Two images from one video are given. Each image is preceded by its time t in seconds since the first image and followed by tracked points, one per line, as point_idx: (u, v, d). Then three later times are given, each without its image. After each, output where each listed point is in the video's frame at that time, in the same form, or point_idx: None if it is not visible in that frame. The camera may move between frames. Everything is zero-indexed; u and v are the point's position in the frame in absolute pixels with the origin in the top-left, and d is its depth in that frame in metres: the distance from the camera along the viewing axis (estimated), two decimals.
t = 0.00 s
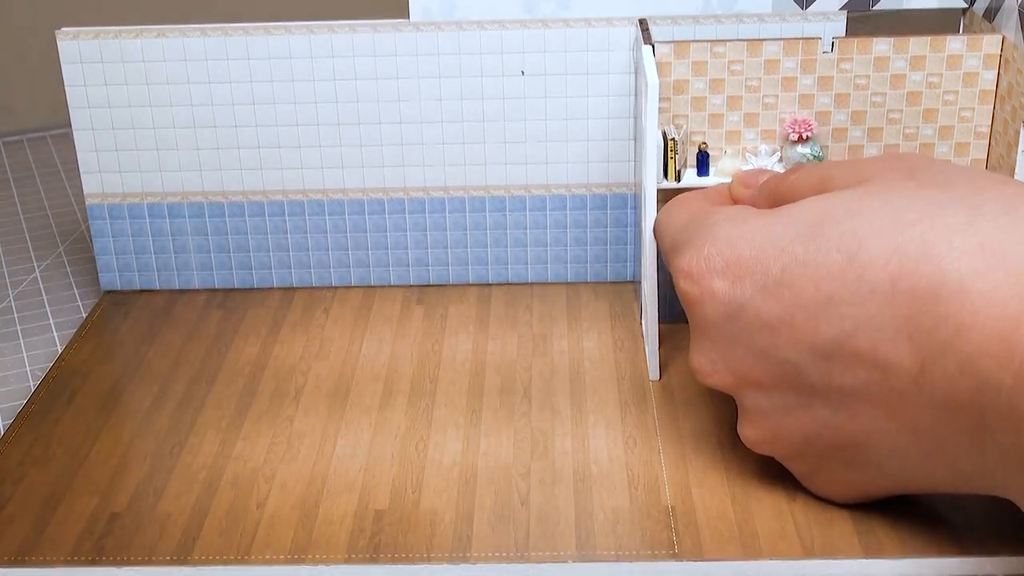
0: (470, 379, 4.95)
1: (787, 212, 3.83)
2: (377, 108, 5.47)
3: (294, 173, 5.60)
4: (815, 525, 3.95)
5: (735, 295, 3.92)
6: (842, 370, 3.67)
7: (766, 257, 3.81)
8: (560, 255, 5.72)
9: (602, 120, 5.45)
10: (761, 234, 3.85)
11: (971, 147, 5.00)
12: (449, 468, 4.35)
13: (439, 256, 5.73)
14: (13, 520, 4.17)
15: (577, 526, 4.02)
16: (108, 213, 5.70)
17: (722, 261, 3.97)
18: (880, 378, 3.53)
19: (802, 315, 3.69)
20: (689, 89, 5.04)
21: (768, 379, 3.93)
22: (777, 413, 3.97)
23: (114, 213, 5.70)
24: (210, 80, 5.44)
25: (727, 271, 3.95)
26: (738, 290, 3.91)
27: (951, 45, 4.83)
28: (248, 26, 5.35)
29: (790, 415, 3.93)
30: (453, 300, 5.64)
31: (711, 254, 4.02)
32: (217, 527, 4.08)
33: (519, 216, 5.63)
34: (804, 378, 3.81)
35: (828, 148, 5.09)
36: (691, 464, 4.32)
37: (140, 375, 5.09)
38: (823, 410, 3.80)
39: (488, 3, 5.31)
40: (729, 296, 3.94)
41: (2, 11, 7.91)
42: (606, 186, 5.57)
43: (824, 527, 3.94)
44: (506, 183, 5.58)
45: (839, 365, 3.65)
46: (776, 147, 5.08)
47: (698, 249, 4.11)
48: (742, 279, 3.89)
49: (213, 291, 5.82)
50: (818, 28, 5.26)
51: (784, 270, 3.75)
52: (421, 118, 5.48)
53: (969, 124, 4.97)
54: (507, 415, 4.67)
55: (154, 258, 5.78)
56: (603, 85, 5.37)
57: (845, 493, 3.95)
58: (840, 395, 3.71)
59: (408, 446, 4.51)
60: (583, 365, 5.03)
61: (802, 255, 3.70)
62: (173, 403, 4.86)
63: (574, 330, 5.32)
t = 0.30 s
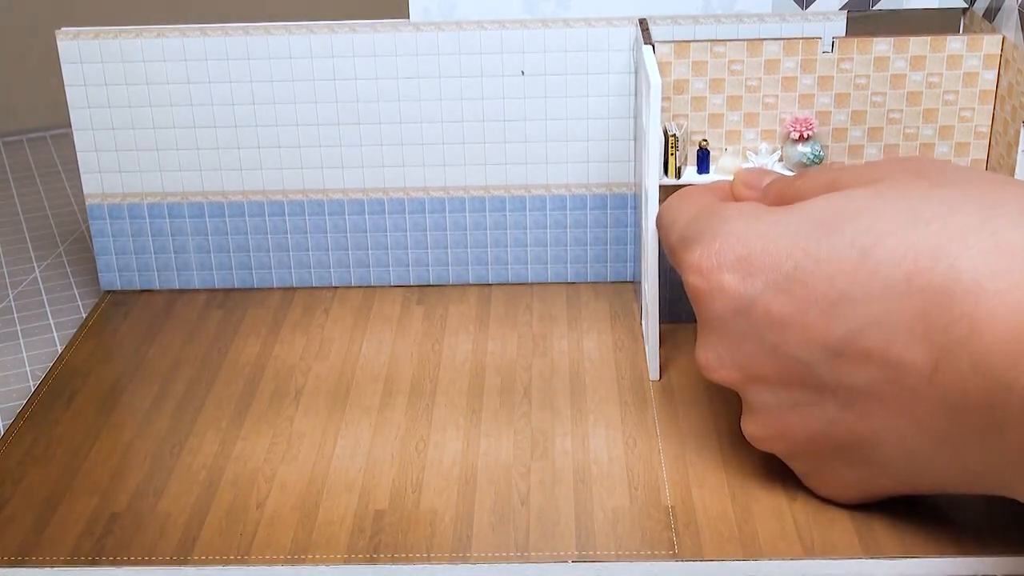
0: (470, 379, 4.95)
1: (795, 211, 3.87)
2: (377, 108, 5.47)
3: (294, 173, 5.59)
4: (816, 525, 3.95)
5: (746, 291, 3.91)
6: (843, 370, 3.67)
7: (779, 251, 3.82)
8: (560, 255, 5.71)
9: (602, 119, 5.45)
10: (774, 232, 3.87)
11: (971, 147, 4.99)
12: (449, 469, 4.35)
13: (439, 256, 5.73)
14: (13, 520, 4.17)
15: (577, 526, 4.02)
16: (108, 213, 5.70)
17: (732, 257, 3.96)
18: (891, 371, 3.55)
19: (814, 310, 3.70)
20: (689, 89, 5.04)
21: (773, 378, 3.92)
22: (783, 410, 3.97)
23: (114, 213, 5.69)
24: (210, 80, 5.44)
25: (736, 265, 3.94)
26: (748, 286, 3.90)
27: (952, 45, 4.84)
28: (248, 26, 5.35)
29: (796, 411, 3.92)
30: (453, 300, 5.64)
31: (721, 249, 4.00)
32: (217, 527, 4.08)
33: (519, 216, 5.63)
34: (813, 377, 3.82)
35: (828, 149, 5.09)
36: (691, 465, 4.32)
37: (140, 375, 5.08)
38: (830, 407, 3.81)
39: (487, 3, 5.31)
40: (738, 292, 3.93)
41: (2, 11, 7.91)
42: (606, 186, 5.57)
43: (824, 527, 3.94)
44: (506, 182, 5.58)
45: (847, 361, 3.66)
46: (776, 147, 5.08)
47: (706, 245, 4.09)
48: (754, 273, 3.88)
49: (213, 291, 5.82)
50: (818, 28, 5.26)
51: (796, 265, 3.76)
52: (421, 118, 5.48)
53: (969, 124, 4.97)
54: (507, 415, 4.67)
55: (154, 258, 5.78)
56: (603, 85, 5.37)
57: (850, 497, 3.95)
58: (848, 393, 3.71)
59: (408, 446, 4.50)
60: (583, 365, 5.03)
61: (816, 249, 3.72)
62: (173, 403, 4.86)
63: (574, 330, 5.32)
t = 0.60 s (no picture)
0: (470, 379, 4.95)
1: (794, 209, 3.87)
2: (377, 108, 5.47)
3: (294, 173, 5.59)
4: (815, 524, 3.94)
5: (745, 289, 3.93)
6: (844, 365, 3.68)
7: (778, 249, 3.84)
8: (560, 255, 5.71)
9: (602, 119, 5.45)
10: (772, 230, 3.88)
11: (971, 147, 4.99)
12: (449, 468, 4.35)
13: (439, 256, 5.73)
14: (13, 520, 4.17)
15: (577, 526, 4.02)
16: (108, 213, 5.70)
17: (730, 256, 3.98)
18: (886, 365, 3.57)
19: (812, 304, 3.73)
20: (689, 89, 5.04)
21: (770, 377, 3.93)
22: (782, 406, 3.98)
23: (114, 213, 5.69)
24: (210, 80, 5.44)
25: (735, 264, 3.96)
26: (747, 284, 3.92)
27: (952, 45, 4.84)
28: (249, 26, 5.35)
29: (795, 406, 3.95)
30: (453, 300, 5.64)
31: (721, 247, 4.01)
32: (217, 527, 4.08)
33: (519, 215, 5.63)
34: (810, 369, 3.84)
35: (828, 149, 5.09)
36: (691, 464, 4.32)
37: (140, 375, 5.08)
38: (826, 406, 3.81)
39: (487, 3, 5.31)
40: (737, 290, 3.95)
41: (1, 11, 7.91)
42: (606, 186, 5.57)
43: (824, 526, 3.93)
44: (506, 182, 5.58)
45: (843, 353, 3.69)
46: (776, 147, 5.08)
47: (705, 244, 4.10)
48: (752, 272, 3.90)
49: (212, 292, 5.82)
50: (818, 28, 5.26)
51: (794, 263, 3.78)
52: (422, 118, 5.49)
53: (969, 124, 4.97)
54: (507, 415, 4.67)
55: (153, 259, 5.78)
56: (603, 85, 5.37)
57: (846, 495, 3.92)
58: (845, 384, 3.74)
59: (408, 447, 4.50)
60: (583, 365, 5.03)
61: (814, 247, 3.74)
62: (173, 403, 4.86)
63: (574, 330, 5.32)
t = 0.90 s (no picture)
0: (470, 379, 4.95)
1: (794, 209, 3.87)
2: (377, 108, 5.47)
3: (294, 172, 5.59)
4: (814, 525, 3.94)
5: (746, 287, 3.91)
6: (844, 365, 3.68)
7: (780, 248, 3.83)
8: (559, 255, 5.72)
9: (602, 119, 5.45)
10: (775, 228, 3.87)
11: (972, 147, 4.99)
12: (449, 468, 4.35)
13: (439, 256, 5.73)
14: (13, 519, 4.17)
15: (577, 526, 4.01)
16: (108, 213, 5.70)
17: (733, 253, 3.96)
18: (887, 365, 3.57)
19: (812, 305, 3.73)
20: (689, 89, 5.04)
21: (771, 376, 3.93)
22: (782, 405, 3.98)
23: (114, 213, 5.70)
24: (210, 80, 5.44)
25: (737, 262, 3.94)
26: (748, 282, 3.91)
27: (952, 45, 4.84)
28: (249, 26, 5.35)
29: (795, 405, 3.95)
30: (453, 300, 5.64)
31: (723, 245, 3.99)
32: (216, 528, 4.08)
33: (518, 215, 5.63)
34: (809, 369, 3.84)
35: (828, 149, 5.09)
36: (690, 464, 4.32)
37: (140, 375, 5.08)
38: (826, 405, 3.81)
39: (488, 3, 5.30)
40: (738, 288, 3.93)
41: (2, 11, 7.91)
42: (606, 186, 5.57)
43: (823, 527, 3.93)
44: (506, 182, 5.58)
45: (843, 353, 3.69)
46: (777, 146, 5.09)
47: (707, 241, 4.07)
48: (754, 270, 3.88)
49: (212, 291, 5.82)
50: (818, 28, 5.25)
51: (795, 262, 3.77)
52: (422, 118, 5.49)
53: (969, 124, 4.96)
54: (507, 416, 4.67)
55: (153, 258, 5.78)
56: (603, 85, 5.37)
57: (847, 494, 3.93)
58: (845, 384, 3.74)
59: (408, 447, 4.50)
60: (583, 365, 5.03)
61: (816, 246, 3.73)
62: (173, 403, 4.86)
63: (574, 330, 5.32)
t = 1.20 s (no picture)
0: (470, 379, 4.95)
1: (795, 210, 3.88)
2: (377, 108, 5.47)
3: (294, 173, 5.60)
4: (814, 525, 3.95)
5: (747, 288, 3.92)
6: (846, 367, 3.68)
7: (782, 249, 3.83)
8: (559, 255, 5.72)
9: (601, 120, 5.45)
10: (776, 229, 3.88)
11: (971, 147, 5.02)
12: (449, 468, 4.35)
13: (439, 256, 5.74)
14: (13, 520, 4.17)
15: (577, 526, 4.01)
16: (108, 213, 5.70)
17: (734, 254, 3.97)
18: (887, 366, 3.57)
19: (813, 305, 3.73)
20: (689, 89, 5.04)
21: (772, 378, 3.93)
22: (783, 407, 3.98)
23: (114, 213, 5.70)
24: (210, 80, 5.44)
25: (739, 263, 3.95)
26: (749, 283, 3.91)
27: (952, 45, 4.83)
28: (249, 26, 5.34)
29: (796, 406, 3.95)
30: (453, 300, 5.65)
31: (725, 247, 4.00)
32: (217, 528, 4.08)
33: (518, 216, 5.63)
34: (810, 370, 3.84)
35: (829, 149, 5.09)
36: (690, 464, 4.32)
37: (140, 375, 5.09)
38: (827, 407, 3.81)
39: (488, 3, 5.28)
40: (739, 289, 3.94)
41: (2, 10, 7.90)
42: (606, 186, 5.57)
43: (823, 527, 3.93)
44: (506, 183, 5.58)
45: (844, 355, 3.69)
46: (779, 146, 5.10)
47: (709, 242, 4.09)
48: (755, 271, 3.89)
49: (212, 292, 5.82)
50: (818, 28, 5.24)
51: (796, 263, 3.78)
52: (421, 118, 5.48)
53: (969, 124, 4.99)
54: (507, 416, 4.67)
55: (154, 258, 5.78)
56: (603, 85, 5.37)
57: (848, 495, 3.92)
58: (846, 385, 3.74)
59: (408, 447, 4.50)
60: (583, 365, 5.03)
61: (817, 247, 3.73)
62: (173, 403, 4.86)
63: (574, 330, 5.32)
